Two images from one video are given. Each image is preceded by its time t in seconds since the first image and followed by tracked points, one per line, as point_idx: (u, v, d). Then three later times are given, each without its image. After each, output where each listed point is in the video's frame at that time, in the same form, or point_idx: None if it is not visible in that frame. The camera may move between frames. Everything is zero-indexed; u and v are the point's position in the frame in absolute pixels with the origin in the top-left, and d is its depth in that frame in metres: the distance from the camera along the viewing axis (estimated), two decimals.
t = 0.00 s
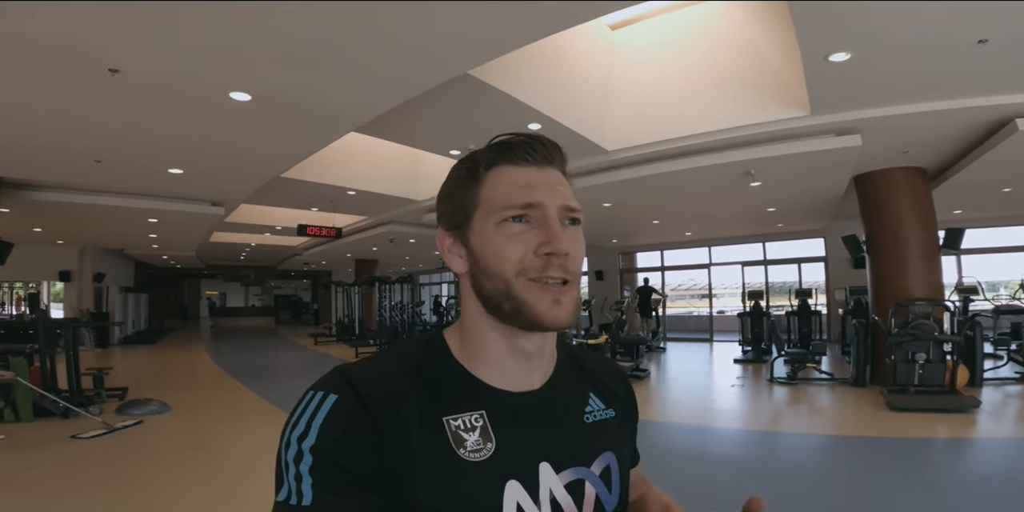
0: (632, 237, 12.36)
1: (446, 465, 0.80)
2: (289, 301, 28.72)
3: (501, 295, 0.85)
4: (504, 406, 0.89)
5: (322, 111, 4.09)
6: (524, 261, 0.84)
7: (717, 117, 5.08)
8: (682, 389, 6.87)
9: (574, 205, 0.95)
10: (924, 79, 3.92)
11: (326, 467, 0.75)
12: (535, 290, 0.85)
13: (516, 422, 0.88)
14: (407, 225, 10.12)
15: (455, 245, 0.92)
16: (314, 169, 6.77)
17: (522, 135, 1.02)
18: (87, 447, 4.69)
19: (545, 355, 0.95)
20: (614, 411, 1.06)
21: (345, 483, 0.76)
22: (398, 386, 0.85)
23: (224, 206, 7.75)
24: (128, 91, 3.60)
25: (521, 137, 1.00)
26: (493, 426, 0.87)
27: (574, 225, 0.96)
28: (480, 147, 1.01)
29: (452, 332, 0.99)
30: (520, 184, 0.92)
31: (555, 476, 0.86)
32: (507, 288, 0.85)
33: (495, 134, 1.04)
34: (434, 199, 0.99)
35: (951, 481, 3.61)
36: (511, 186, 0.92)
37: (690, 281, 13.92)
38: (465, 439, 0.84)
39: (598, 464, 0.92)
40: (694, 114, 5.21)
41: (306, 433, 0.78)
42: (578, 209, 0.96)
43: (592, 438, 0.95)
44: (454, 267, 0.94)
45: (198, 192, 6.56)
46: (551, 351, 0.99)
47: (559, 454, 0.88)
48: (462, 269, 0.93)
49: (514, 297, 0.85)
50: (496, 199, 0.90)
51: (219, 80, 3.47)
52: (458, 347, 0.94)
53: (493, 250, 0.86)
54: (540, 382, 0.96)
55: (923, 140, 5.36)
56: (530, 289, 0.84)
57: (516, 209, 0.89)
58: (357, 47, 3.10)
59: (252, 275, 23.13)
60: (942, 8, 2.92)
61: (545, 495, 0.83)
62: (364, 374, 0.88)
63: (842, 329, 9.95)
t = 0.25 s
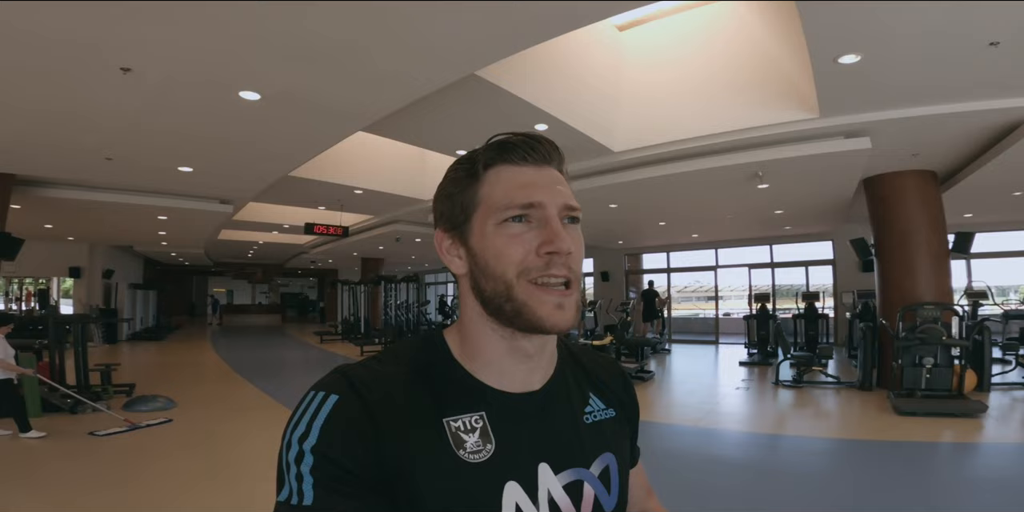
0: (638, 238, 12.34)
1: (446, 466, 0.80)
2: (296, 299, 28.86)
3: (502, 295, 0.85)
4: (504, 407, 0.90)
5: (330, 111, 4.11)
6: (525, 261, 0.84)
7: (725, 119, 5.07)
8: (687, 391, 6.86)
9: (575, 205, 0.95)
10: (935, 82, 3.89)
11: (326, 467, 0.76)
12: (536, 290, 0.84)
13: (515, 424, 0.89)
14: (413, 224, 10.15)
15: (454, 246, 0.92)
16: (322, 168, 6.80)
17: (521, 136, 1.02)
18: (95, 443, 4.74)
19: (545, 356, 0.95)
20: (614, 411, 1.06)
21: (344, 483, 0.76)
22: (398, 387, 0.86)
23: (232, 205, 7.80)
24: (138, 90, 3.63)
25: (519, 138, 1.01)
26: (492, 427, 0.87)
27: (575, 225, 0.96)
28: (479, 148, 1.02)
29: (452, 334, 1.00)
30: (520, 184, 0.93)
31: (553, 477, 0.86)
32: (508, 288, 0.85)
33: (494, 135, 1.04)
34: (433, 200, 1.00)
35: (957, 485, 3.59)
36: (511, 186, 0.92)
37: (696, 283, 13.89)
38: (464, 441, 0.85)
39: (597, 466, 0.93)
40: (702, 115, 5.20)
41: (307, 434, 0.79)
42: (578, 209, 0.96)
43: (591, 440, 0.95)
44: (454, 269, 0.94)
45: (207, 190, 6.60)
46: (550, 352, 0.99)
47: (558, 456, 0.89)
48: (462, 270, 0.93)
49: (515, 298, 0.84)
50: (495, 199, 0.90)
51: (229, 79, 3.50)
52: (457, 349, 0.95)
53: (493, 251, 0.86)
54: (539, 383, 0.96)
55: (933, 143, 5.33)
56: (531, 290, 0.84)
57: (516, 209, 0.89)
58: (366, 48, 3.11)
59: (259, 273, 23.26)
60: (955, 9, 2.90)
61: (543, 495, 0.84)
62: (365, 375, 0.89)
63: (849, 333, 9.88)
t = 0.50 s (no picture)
0: (656, 235, 12.24)
1: (445, 462, 0.83)
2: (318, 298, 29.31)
3: (489, 292, 0.87)
4: (507, 401, 0.92)
5: (345, 113, 4.17)
6: (509, 256, 0.87)
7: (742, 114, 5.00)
8: (707, 389, 6.79)
9: (553, 196, 0.97)
10: (960, 73, 3.79)
11: (322, 466, 0.79)
12: (522, 283, 0.86)
13: (516, 418, 0.90)
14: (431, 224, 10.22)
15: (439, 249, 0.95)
16: (340, 169, 6.90)
17: (496, 134, 1.05)
18: (125, 441, 4.89)
19: (537, 351, 0.97)
20: (626, 394, 1.07)
21: (338, 481, 0.79)
22: (390, 385, 0.88)
23: (254, 206, 7.96)
24: (160, 95, 3.73)
25: (494, 136, 1.03)
26: (492, 422, 0.89)
27: (556, 215, 0.98)
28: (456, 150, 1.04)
29: (446, 332, 1.02)
30: (497, 180, 0.95)
31: (561, 469, 0.88)
32: (495, 284, 0.87)
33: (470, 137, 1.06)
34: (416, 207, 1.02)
35: (985, 486, 3.50)
36: (488, 183, 0.94)
37: (717, 280, 13.73)
38: (464, 436, 0.87)
39: (608, 456, 0.94)
40: (718, 111, 5.14)
41: (301, 433, 0.81)
42: (558, 199, 0.99)
43: (601, 429, 0.96)
44: (441, 272, 0.96)
45: (229, 192, 6.75)
46: (544, 345, 1.00)
47: (565, 449, 0.90)
48: (449, 272, 0.95)
49: (501, 293, 0.87)
50: (474, 198, 0.93)
51: (247, 84, 3.58)
52: (451, 347, 0.97)
53: (476, 249, 0.88)
54: (538, 375, 0.98)
55: (959, 135, 5.19)
56: (517, 283, 0.86)
57: (495, 206, 0.91)
58: (379, 51, 3.16)
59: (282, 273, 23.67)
60: None
61: (550, 490, 0.85)
62: (358, 374, 0.91)
63: (875, 330, 9.66)
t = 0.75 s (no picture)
0: (657, 232, 12.24)
1: (444, 463, 0.83)
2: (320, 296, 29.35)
3: (483, 295, 0.88)
4: (504, 402, 0.92)
5: (344, 112, 4.17)
6: (501, 259, 0.87)
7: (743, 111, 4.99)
8: (708, 386, 6.79)
9: (548, 198, 0.97)
10: (961, 69, 3.77)
11: (321, 465, 0.80)
12: (515, 286, 0.86)
13: (513, 419, 0.91)
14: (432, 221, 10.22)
15: (435, 252, 0.95)
16: (340, 167, 6.90)
17: (492, 136, 1.04)
18: (128, 440, 4.91)
19: (536, 353, 0.97)
20: (624, 398, 1.07)
21: (338, 480, 0.80)
22: (390, 385, 0.89)
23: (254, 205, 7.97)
24: (159, 95, 3.73)
25: (490, 139, 1.03)
26: (491, 423, 0.90)
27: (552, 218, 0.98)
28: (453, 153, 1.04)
29: (445, 332, 1.02)
30: (491, 183, 0.95)
31: (558, 471, 0.88)
32: (488, 287, 0.87)
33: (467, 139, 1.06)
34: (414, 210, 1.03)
35: (985, 483, 3.50)
36: (482, 186, 0.94)
37: (718, 276, 13.73)
38: (463, 437, 0.87)
39: (605, 459, 0.94)
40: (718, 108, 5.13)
41: (301, 433, 0.82)
42: (553, 201, 0.98)
43: (598, 432, 0.96)
44: (438, 275, 0.97)
45: (229, 191, 6.75)
46: (544, 347, 1.00)
47: (562, 450, 0.90)
48: (446, 275, 0.96)
49: (495, 295, 0.87)
50: (468, 202, 0.93)
51: (245, 83, 3.57)
52: (450, 347, 0.97)
53: (470, 252, 0.89)
54: (536, 377, 0.98)
55: (960, 131, 5.18)
56: (510, 286, 0.86)
57: (488, 209, 0.91)
58: (377, 50, 3.15)
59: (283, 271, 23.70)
60: None
61: (547, 491, 0.85)
62: (359, 373, 0.92)
63: (877, 325, 9.65)
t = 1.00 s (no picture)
0: (654, 231, 12.25)
1: (442, 463, 0.83)
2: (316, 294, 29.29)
3: (471, 302, 0.88)
4: (501, 403, 0.92)
5: (342, 111, 4.15)
6: (489, 268, 0.86)
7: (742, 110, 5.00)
8: (704, 385, 6.80)
9: (544, 204, 0.95)
10: (958, 70, 3.78)
11: (320, 465, 0.79)
12: (501, 296, 0.86)
13: (511, 419, 0.90)
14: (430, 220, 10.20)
15: (430, 255, 0.96)
16: (337, 166, 6.87)
17: (492, 137, 1.02)
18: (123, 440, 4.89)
19: (535, 357, 0.96)
20: (622, 399, 1.07)
21: (337, 480, 0.80)
22: (388, 385, 0.89)
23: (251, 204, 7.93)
24: (155, 93, 3.70)
25: (489, 140, 1.01)
26: (488, 423, 0.89)
27: (549, 224, 0.96)
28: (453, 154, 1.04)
29: (443, 333, 1.02)
30: (485, 188, 0.93)
31: (555, 471, 0.87)
32: (477, 295, 0.87)
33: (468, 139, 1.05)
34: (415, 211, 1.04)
35: (980, 482, 3.52)
36: (475, 191, 0.93)
37: (715, 275, 13.76)
38: (459, 437, 0.87)
39: (602, 460, 0.94)
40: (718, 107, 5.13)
41: (300, 433, 0.82)
42: (550, 207, 0.96)
43: (596, 433, 0.96)
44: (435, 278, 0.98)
45: (226, 189, 6.72)
46: (543, 349, 0.99)
47: (558, 451, 0.90)
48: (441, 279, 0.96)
49: (483, 304, 0.87)
50: (461, 207, 0.93)
51: (242, 82, 3.55)
52: (448, 348, 0.97)
53: (459, 259, 0.89)
54: (534, 378, 0.97)
55: (957, 132, 5.19)
56: (496, 295, 0.86)
57: (480, 215, 0.91)
58: (375, 49, 3.14)
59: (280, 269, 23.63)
60: None
61: (544, 492, 0.85)
62: (357, 374, 0.91)
63: (873, 325, 9.69)
